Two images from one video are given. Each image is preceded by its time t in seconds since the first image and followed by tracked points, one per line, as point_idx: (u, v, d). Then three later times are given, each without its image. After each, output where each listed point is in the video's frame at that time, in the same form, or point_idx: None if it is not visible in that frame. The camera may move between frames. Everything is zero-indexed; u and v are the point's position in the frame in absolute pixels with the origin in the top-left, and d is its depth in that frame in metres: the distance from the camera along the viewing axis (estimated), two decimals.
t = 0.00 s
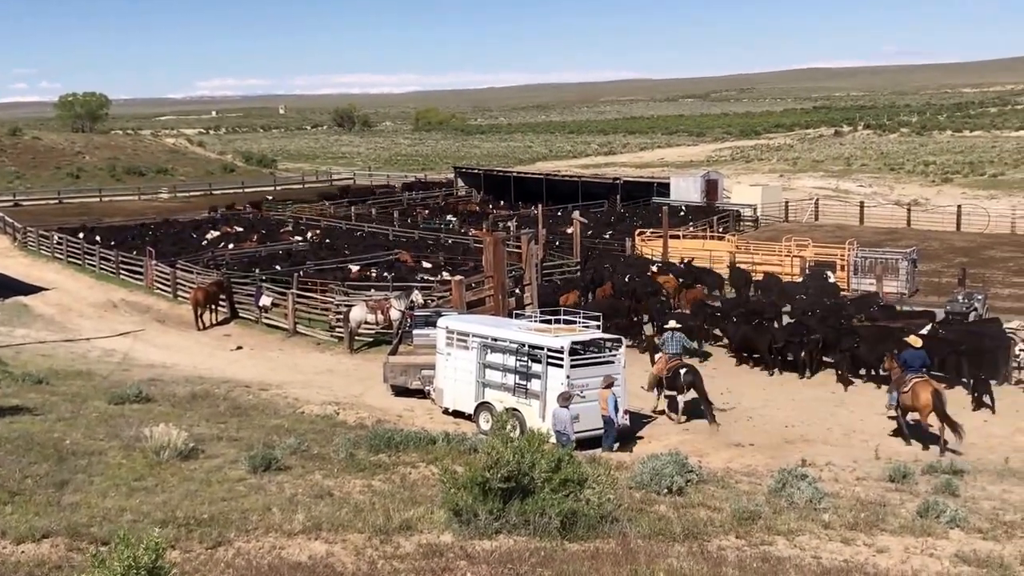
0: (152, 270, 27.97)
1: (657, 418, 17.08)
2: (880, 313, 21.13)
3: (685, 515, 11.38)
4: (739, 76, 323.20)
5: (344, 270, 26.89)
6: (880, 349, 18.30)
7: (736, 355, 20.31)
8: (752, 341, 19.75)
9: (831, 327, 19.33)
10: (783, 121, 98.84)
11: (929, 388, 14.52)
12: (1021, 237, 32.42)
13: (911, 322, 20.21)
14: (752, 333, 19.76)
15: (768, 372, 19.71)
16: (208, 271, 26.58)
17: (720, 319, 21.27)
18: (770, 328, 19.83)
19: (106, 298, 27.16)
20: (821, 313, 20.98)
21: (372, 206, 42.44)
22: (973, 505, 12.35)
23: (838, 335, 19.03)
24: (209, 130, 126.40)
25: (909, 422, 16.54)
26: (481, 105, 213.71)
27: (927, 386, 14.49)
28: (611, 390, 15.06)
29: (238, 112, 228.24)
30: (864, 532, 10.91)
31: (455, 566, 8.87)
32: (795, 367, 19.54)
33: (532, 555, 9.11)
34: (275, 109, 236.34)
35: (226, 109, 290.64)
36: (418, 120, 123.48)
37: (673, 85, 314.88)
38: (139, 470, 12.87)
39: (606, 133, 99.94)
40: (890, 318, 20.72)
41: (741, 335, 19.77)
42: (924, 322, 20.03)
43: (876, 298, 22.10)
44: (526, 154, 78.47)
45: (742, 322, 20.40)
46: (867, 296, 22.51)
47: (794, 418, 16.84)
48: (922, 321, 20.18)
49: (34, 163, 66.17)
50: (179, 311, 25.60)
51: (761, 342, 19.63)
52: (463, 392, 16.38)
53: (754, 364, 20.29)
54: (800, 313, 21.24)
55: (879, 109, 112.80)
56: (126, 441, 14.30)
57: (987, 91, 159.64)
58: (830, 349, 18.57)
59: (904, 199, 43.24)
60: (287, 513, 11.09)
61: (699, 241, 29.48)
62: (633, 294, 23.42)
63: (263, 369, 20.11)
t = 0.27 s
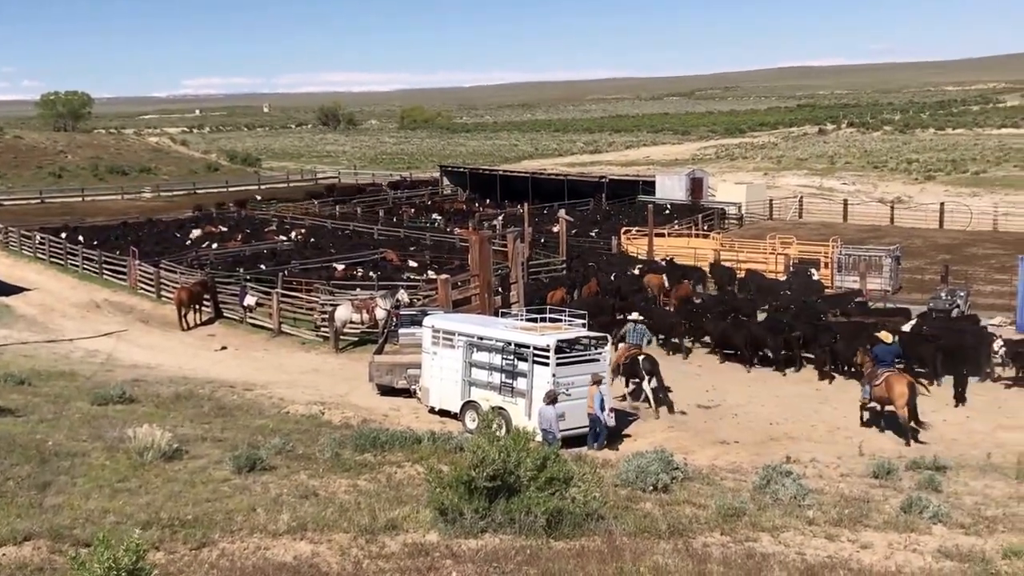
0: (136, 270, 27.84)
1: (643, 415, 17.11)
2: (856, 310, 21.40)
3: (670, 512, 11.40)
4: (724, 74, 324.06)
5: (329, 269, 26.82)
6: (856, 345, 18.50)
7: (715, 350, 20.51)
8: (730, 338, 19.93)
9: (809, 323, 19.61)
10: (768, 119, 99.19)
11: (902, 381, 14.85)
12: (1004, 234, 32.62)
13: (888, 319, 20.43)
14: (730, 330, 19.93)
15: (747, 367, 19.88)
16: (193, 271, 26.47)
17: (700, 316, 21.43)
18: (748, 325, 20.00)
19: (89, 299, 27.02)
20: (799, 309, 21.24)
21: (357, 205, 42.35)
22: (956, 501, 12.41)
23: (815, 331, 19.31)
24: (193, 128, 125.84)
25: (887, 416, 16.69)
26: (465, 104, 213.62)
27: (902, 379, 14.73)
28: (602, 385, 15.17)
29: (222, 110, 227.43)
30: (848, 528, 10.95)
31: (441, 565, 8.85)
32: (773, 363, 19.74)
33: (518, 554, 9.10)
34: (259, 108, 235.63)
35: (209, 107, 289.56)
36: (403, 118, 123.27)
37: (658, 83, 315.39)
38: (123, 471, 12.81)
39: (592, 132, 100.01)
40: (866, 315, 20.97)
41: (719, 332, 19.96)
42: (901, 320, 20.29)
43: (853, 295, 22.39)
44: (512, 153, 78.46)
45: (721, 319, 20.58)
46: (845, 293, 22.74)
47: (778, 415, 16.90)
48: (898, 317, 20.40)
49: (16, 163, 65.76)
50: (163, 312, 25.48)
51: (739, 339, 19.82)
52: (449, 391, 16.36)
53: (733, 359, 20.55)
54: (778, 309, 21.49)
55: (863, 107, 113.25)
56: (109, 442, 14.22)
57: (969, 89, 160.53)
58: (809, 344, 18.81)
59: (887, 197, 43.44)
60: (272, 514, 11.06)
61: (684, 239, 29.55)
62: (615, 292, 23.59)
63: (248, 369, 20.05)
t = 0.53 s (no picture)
0: (115, 270, 27.66)
1: (624, 413, 17.14)
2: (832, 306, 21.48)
3: (652, 509, 11.42)
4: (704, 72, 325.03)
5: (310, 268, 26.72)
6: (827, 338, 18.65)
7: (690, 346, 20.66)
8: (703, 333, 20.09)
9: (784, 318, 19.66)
10: (749, 117, 99.58)
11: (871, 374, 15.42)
12: (982, 231, 32.87)
13: (861, 316, 20.50)
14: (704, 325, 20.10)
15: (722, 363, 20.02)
16: (172, 270, 26.32)
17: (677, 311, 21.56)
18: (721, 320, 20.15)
19: (68, 299, 26.83)
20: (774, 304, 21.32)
21: (338, 204, 42.23)
22: (935, 496, 12.49)
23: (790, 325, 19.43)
24: (172, 127, 125.15)
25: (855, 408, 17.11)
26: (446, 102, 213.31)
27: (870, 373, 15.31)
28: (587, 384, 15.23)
29: (202, 108, 226.23)
30: (828, 524, 11.01)
31: (422, 564, 8.84)
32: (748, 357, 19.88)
33: (499, 552, 9.09)
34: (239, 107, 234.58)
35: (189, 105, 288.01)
36: (384, 117, 122.96)
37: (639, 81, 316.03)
38: (102, 472, 12.72)
39: (573, 130, 100.10)
40: (838, 311, 21.00)
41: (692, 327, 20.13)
42: (875, 316, 20.36)
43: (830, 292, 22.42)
44: (493, 151, 78.43)
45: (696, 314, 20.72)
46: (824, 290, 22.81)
47: (759, 411, 16.97)
48: (872, 314, 20.47)
49: None
50: (142, 311, 25.32)
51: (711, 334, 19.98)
52: (431, 390, 16.33)
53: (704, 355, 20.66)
54: (753, 305, 21.57)
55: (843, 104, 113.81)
56: (88, 442, 14.12)
57: (947, 87, 161.71)
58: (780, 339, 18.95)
59: (867, 194, 43.69)
60: (253, 514, 11.00)
61: (665, 237, 29.62)
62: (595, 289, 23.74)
63: (228, 369, 19.95)
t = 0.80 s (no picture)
0: (87, 269, 27.44)
1: (600, 410, 17.19)
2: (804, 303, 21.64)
3: (626, 505, 11.47)
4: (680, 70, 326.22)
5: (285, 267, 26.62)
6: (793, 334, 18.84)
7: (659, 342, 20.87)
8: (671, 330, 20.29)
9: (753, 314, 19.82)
10: (723, 115, 100.08)
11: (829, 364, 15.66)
12: (953, 228, 33.19)
13: (832, 312, 20.67)
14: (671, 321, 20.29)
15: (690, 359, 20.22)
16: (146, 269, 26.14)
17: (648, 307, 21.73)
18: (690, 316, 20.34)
19: (40, 298, 26.59)
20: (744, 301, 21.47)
21: (313, 202, 42.08)
22: (907, 491, 12.61)
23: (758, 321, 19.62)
24: (146, 125, 124.23)
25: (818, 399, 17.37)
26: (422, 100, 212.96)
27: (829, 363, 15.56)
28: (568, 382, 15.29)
29: (175, 106, 224.71)
30: (802, 519, 11.09)
31: (398, 562, 8.84)
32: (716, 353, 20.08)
33: (475, 550, 9.10)
34: (214, 104, 233.16)
35: (163, 103, 285.89)
36: (360, 114, 122.58)
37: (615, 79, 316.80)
38: (74, 474, 12.62)
39: (549, 128, 100.17)
40: (808, 308, 21.17)
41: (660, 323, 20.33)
42: (844, 313, 20.54)
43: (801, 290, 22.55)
44: (469, 149, 78.39)
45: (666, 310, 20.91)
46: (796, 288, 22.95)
47: (734, 407, 17.08)
48: (842, 311, 20.64)
49: None
50: (115, 311, 25.14)
51: (679, 330, 20.19)
52: (406, 388, 16.31)
53: (672, 351, 20.85)
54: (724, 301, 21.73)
55: (816, 102, 114.54)
56: (60, 443, 14.00)
57: (919, 84, 163.12)
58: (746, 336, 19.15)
59: (840, 191, 44.01)
60: (227, 514, 10.96)
61: (640, 235, 29.72)
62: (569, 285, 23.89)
63: (202, 369, 19.85)
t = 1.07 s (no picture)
0: (52, 269, 27.10)
1: (570, 407, 17.21)
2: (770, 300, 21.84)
3: (597, 503, 11.48)
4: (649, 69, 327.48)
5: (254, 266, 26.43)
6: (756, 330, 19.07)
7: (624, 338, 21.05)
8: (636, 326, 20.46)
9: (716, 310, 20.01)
10: (692, 114, 100.54)
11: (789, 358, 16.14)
12: (919, 225, 33.55)
13: (799, 309, 20.83)
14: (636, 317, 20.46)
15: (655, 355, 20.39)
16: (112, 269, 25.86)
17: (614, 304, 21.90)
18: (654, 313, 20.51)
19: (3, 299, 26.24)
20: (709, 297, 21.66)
21: (281, 200, 41.84)
22: (874, 485, 12.72)
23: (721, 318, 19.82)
24: (111, 123, 122.98)
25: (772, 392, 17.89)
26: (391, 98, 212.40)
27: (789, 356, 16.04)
28: (544, 381, 15.33)
29: (141, 103, 222.62)
30: (771, 514, 11.15)
31: (368, 562, 8.79)
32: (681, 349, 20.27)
33: (446, 549, 9.07)
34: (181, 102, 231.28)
35: (129, 101, 283.10)
36: (329, 113, 121.99)
37: (585, 78, 317.51)
38: (39, 476, 12.46)
39: (518, 126, 100.17)
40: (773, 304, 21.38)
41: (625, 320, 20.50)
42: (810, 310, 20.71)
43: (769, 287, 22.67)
44: (439, 147, 78.24)
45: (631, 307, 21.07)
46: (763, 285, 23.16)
47: (703, 404, 17.16)
48: (809, 309, 20.81)
49: None
50: (81, 311, 24.85)
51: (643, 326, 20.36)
52: (377, 387, 16.24)
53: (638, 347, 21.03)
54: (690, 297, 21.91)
55: (784, 101, 115.36)
56: (24, 445, 13.81)
57: (885, 83, 164.80)
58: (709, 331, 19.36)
59: (807, 189, 44.33)
60: (195, 515, 10.85)
61: (611, 233, 29.79)
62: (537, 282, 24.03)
63: (170, 369, 19.67)
